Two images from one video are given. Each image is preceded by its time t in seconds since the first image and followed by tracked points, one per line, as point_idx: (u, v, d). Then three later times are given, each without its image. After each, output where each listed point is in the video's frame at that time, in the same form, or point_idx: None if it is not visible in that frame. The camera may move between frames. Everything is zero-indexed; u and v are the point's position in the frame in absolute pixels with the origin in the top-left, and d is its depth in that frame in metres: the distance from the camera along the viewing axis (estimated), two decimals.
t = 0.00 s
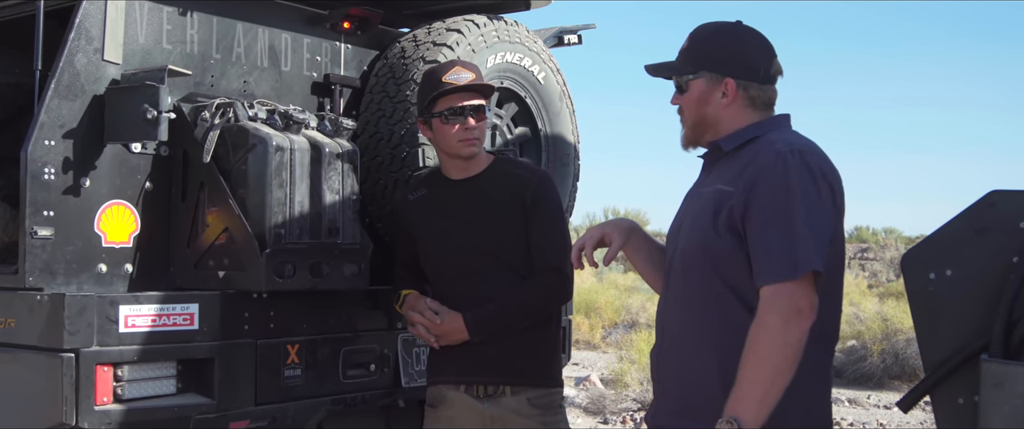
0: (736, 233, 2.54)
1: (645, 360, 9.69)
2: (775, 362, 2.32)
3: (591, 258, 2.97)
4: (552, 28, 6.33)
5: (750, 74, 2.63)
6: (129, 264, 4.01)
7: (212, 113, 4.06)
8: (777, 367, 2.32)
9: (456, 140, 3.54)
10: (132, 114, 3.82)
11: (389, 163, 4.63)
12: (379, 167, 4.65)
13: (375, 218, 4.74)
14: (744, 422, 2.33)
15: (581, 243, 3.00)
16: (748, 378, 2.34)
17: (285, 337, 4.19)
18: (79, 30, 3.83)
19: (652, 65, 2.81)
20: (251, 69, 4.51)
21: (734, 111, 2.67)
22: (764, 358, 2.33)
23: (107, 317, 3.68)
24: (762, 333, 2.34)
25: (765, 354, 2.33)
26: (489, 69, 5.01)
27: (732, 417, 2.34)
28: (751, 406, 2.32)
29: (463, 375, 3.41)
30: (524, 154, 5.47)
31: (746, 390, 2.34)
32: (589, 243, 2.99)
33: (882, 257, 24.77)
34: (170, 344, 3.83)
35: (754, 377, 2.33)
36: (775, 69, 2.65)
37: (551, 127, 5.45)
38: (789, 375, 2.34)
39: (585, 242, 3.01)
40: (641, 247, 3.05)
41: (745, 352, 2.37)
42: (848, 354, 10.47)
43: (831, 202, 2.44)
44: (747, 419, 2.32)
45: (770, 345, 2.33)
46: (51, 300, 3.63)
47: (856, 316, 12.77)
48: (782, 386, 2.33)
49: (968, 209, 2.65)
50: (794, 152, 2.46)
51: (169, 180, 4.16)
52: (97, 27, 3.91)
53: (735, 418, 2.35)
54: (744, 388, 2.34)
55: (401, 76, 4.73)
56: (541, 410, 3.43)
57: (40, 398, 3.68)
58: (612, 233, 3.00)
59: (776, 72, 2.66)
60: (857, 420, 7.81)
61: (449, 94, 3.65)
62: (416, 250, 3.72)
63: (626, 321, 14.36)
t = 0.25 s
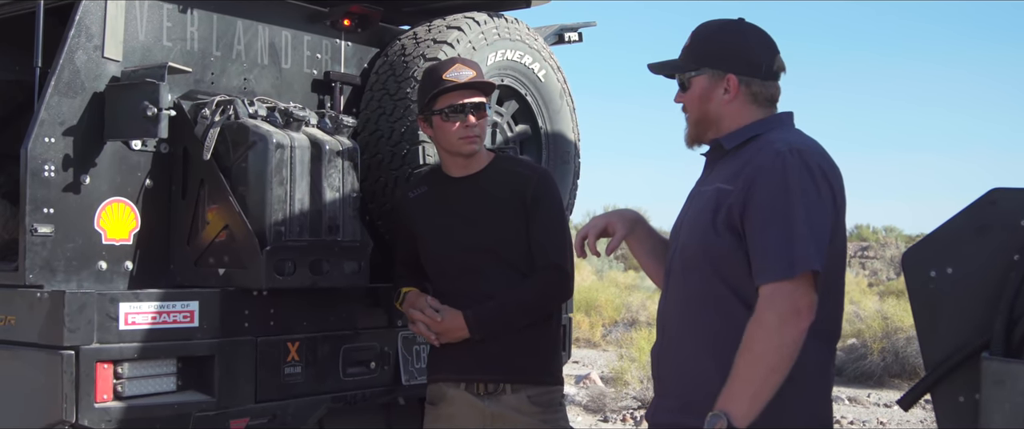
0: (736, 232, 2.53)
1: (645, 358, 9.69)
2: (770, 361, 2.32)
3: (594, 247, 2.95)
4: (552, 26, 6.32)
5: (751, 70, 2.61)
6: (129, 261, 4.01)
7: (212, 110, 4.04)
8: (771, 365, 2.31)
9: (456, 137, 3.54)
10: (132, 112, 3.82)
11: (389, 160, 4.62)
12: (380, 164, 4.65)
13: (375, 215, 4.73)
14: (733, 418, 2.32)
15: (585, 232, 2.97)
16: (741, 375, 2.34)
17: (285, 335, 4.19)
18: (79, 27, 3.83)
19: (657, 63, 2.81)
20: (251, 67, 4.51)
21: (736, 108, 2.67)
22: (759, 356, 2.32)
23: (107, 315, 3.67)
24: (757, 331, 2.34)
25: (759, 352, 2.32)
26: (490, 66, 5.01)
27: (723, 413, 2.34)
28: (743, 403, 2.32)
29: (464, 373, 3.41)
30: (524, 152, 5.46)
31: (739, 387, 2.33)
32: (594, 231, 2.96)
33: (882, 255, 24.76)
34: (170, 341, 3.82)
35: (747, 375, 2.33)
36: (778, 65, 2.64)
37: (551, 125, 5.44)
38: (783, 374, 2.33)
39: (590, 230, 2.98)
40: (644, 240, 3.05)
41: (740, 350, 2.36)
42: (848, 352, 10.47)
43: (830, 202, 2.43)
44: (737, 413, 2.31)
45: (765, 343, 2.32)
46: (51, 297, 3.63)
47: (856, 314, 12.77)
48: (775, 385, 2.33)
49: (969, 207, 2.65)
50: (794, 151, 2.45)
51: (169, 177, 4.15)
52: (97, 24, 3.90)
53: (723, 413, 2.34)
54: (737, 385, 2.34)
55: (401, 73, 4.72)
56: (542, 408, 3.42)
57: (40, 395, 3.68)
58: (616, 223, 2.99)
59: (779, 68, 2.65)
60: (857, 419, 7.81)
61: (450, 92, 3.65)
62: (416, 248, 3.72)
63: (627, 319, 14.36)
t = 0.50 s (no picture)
0: (737, 232, 2.53)
1: (645, 358, 9.71)
2: (769, 361, 2.31)
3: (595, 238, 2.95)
4: (553, 25, 6.32)
5: (762, 68, 2.62)
6: (129, 260, 4.01)
7: (212, 108, 4.04)
8: (769, 366, 2.31)
9: (456, 136, 3.54)
10: (132, 111, 3.81)
11: (389, 159, 4.62)
12: (380, 163, 4.64)
13: (375, 214, 4.73)
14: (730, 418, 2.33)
15: (588, 222, 2.97)
16: (738, 375, 2.34)
17: (285, 334, 4.19)
18: (79, 25, 3.83)
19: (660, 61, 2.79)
20: (251, 65, 4.51)
21: (745, 106, 2.67)
22: (757, 356, 2.32)
23: (107, 314, 3.67)
24: (756, 331, 2.34)
25: (757, 352, 2.32)
26: (490, 65, 5.00)
27: (719, 411, 2.35)
28: (739, 402, 2.32)
29: (463, 372, 3.41)
30: (524, 152, 5.46)
31: (736, 387, 2.33)
32: (598, 222, 2.96)
33: (882, 255, 24.76)
34: (170, 340, 3.82)
35: (745, 375, 2.33)
36: (784, 65, 2.67)
37: (551, 124, 5.44)
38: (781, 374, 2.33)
39: (593, 220, 2.97)
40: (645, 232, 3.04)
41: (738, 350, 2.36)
42: (848, 352, 10.47)
43: (833, 202, 2.43)
44: (734, 412, 2.32)
45: (763, 343, 2.32)
46: (51, 296, 3.62)
47: (857, 313, 12.76)
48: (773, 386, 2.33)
49: (969, 206, 2.64)
50: (797, 152, 2.45)
51: (169, 176, 4.15)
52: (97, 22, 3.90)
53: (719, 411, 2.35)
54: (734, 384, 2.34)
55: (401, 72, 4.72)
56: (542, 407, 3.42)
57: (39, 394, 3.68)
58: (620, 215, 2.99)
59: (785, 69, 2.68)
60: (858, 418, 7.80)
61: (450, 92, 3.65)
62: (416, 247, 3.72)
63: (627, 318, 14.35)
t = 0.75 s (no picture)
0: (742, 232, 2.53)
1: (643, 356, 9.73)
2: (781, 359, 2.30)
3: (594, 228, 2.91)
4: (551, 23, 6.32)
5: (769, 65, 2.64)
6: (127, 259, 4.00)
7: (209, 107, 4.04)
8: (779, 364, 2.30)
9: (456, 134, 3.54)
10: (130, 109, 3.81)
11: (388, 158, 4.62)
12: (378, 162, 4.64)
13: (373, 213, 4.72)
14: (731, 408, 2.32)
15: (587, 213, 2.92)
16: (744, 369, 2.33)
17: (284, 333, 4.19)
18: (77, 24, 3.82)
19: (662, 56, 2.75)
20: (249, 64, 4.50)
21: (751, 103, 2.68)
22: (768, 354, 2.31)
23: (105, 312, 3.67)
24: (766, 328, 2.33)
25: (767, 350, 2.31)
26: (488, 64, 5.00)
27: (719, 401, 2.34)
28: (742, 394, 2.32)
29: (462, 370, 3.40)
30: (522, 150, 5.45)
31: (741, 380, 2.32)
32: (597, 212, 2.91)
33: (881, 253, 24.78)
34: (168, 339, 3.82)
35: (753, 372, 2.32)
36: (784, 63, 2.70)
37: (549, 122, 5.44)
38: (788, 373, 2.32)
39: (591, 211, 2.92)
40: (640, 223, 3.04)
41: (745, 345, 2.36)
42: (847, 350, 10.48)
43: (837, 203, 2.44)
44: (735, 404, 2.32)
45: (775, 341, 2.31)
46: (49, 295, 3.62)
47: (855, 311, 12.78)
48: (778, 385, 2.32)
49: (967, 204, 2.62)
50: (802, 152, 2.45)
51: (166, 175, 4.15)
52: (94, 21, 3.89)
53: (719, 401, 2.34)
54: (737, 377, 2.33)
55: (399, 71, 4.72)
56: (540, 405, 3.42)
57: (37, 393, 3.68)
58: (619, 206, 2.96)
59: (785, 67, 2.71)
60: (856, 416, 7.82)
61: (447, 90, 3.65)
62: (414, 245, 3.72)
63: (626, 316, 14.36)
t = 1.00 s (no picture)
0: (747, 232, 2.54)
1: (641, 355, 9.73)
2: (783, 349, 2.36)
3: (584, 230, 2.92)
4: (549, 22, 6.32)
5: (768, 65, 2.66)
6: (125, 257, 4.00)
7: (207, 106, 4.04)
8: (778, 353, 2.36)
9: (454, 133, 3.54)
10: (127, 108, 3.81)
11: (386, 157, 4.62)
12: (376, 161, 4.64)
13: (372, 212, 4.72)
14: (711, 365, 2.38)
15: (576, 214, 2.93)
16: (739, 344, 2.37)
17: (282, 331, 4.19)
18: (74, 22, 3.82)
19: (661, 57, 2.74)
20: (247, 62, 4.50)
21: (752, 103, 2.68)
22: (772, 346, 2.36)
23: (102, 311, 3.66)
24: (773, 319, 2.36)
25: (772, 340, 2.35)
26: (486, 63, 5.00)
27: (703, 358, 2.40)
28: (727, 361, 2.37)
29: (459, 369, 3.41)
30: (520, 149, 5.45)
31: (732, 350, 2.37)
32: (585, 214, 2.91)
33: (878, 252, 24.81)
34: (166, 338, 3.81)
35: (744, 344, 2.37)
36: (781, 62, 2.72)
37: (547, 121, 5.44)
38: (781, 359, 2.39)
39: (580, 212, 2.94)
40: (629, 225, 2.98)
41: (744, 326, 2.38)
42: (844, 349, 10.49)
43: (843, 205, 2.46)
44: (716, 365, 2.37)
45: (781, 335, 2.35)
46: (46, 293, 3.62)
47: (852, 311, 12.79)
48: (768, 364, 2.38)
49: (964, 203, 2.57)
50: (809, 155, 2.46)
51: (164, 173, 4.14)
52: (92, 19, 3.89)
53: (699, 356, 2.40)
54: (728, 346, 2.38)
55: (397, 70, 4.72)
56: (538, 404, 3.42)
57: (35, 391, 3.68)
58: (607, 207, 2.93)
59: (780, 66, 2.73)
60: (854, 415, 7.83)
61: (445, 90, 3.65)
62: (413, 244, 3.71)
63: (624, 316, 14.36)
